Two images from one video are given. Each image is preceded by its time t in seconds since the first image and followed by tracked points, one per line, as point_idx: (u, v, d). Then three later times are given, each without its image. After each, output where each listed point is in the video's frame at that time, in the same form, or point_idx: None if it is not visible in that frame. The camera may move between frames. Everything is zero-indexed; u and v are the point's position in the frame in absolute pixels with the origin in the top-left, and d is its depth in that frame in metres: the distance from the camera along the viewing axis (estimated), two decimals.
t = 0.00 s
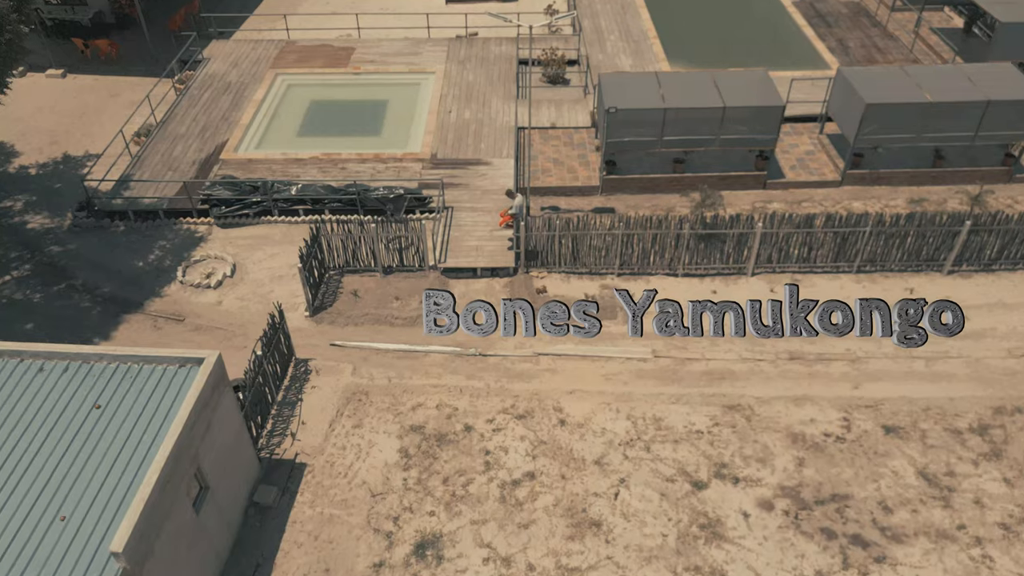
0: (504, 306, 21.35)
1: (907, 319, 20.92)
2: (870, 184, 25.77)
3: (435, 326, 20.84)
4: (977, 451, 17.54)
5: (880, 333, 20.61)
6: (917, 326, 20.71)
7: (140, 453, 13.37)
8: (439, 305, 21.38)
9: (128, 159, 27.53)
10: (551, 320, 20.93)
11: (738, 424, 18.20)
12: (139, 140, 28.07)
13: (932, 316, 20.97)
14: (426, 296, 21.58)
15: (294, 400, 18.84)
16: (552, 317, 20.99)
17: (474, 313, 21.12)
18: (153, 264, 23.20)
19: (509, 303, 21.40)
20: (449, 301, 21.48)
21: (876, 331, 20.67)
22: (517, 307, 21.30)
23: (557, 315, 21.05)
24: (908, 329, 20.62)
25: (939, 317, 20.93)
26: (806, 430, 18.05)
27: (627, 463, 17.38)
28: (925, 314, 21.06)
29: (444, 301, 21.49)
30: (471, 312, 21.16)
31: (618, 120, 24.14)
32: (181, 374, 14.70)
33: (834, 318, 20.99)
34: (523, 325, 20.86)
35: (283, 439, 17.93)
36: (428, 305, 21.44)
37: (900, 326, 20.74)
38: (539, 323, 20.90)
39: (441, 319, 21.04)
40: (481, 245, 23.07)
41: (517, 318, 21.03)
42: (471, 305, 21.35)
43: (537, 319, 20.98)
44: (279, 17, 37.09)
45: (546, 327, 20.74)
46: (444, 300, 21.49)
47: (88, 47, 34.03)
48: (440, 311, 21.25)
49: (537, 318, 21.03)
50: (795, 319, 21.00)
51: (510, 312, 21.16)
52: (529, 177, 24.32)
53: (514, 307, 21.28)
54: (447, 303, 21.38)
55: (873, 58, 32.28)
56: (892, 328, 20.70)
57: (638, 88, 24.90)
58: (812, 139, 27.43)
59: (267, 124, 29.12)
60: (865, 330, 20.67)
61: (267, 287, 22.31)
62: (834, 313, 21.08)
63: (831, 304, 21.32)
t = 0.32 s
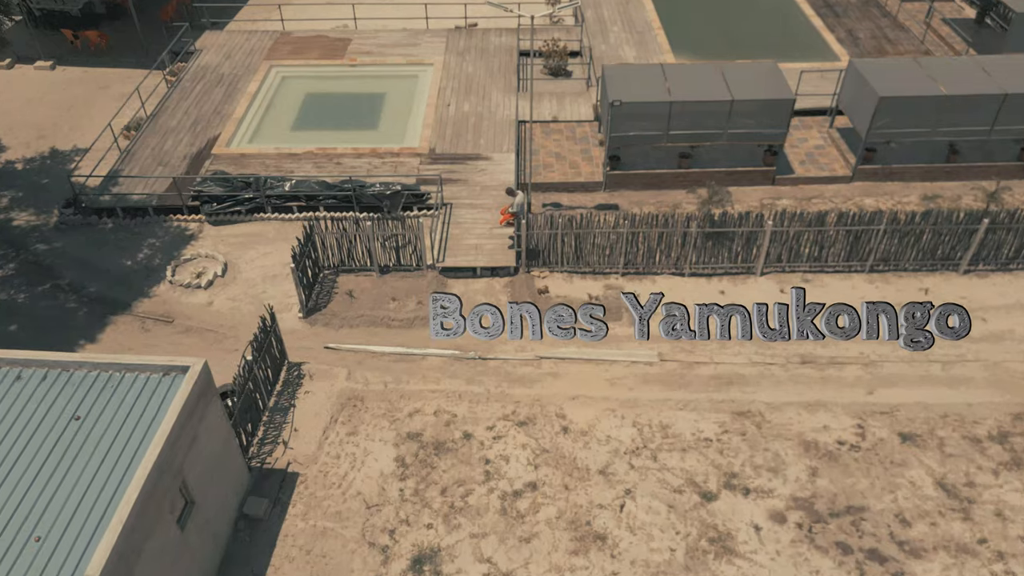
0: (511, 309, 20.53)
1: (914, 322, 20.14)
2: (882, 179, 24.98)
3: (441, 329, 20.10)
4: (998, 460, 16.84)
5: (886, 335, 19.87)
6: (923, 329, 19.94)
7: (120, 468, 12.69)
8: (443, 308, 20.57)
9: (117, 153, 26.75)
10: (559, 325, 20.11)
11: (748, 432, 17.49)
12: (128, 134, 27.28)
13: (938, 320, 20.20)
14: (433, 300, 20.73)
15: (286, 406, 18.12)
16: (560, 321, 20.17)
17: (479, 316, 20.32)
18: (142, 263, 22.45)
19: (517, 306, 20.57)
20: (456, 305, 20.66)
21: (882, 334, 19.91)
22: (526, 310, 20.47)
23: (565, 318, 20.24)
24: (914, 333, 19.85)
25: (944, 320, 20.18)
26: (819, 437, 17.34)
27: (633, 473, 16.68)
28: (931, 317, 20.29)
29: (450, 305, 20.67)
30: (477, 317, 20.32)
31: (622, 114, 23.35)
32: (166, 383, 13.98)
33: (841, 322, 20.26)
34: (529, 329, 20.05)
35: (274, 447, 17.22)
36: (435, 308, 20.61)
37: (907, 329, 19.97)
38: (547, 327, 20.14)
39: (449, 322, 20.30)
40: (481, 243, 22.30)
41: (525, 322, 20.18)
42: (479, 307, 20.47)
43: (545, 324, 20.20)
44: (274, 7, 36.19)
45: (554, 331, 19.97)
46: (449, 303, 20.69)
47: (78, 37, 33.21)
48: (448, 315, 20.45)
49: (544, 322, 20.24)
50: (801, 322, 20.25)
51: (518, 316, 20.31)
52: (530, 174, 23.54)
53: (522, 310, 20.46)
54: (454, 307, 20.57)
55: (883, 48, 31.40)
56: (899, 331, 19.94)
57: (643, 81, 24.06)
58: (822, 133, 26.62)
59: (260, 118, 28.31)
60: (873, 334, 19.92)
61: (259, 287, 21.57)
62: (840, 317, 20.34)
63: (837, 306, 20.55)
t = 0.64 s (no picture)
0: (517, 312, 19.66)
1: (921, 325, 19.33)
2: (899, 174, 23.99)
3: (445, 332, 19.25)
4: None
5: (892, 339, 19.07)
6: (930, 333, 19.13)
7: (93, 493, 11.81)
8: (447, 312, 19.71)
9: (102, 147, 25.73)
10: (567, 327, 19.28)
11: (762, 444, 16.59)
12: (113, 127, 26.25)
13: (944, 322, 19.37)
14: (439, 302, 19.86)
15: (276, 417, 17.22)
16: (568, 323, 19.35)
17: (483, 319, 19.48)
18: (126, 264, 21.49)
19: (524, 309, 19.69)
20: (464, 307, 19.82)
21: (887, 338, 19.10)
22: (533, 314, 19.58)
23: (573, 321, 19.40)
24: (920, 337, 19.05)
25: (950, 323, 19.34)
26: (837, 450, 16.45)
27: (641, 488, 15.80)
28: (938, 320, 19.44)
29: (457, 306, 19.85)
30: (483, 319, 19.48)
31: (629, 106, 22.32)
32: (143, 400, 13.06)
33: (848, 325, 19.41)
34: (536, 331, 19.24)
35: (263, 461, 16.34)
36: (441, 311, 19.77)
37: (913, 333, 19.16)
38: (555, 330, 19.25)
39: (455, 326, 19.38)
40: (480, 242, 21.31)
41: (533, 325, 19.37)
42: (485, 310, 19.68)
43: (553, 327, 19.31)
44: None
45: (562, 334, 19.10)
46: (454, 306, 19.83)
47: (64, 26, 32.15)
48: (455, 318, 19.57)
49: (551, 324, 19.37)
50: (807, 325, 19.39)
51: (525, 320, 19.47)
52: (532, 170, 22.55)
53: (529, 313, 19.59)
54: (462, 310, 19.71)
55: (897, 37, 30.29)
56: (906, 335, 19.13)
57: (650, 71, 23.02)
58: (836, 126, 25.60)
59: (252, 110, 27.24)
60: (881, 338, 19.09)
61: (249, 289, 20.61)
62: (848, 319, 19.50)
63: (843, 310, 19.70)
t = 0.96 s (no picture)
0: (523, 315, 18.65)
1: (927, 328, 18.41)
2: (917, 169, 22.97)
3: (451, 333, 18.41)
4: None
5: (899, 342, 18.16)
6: (937, 336, 18.22)
7: (61, 527, 10.88)
8: (453, 316, 18.78)
9: (84, 141, 24.64)
10: (574, 330, 18.36)
11: (779, 459, 15.68)
12: (96, 119, 25.16)
13: (950, 325, 18.45)
14: (445, 305, 18.92)
15: (264, 430, 16.28)
16: (574, 327, 18.40)
17: (488, 322, 18.54)
18: (109, 265, 20.48)
19: (530, 312, 18.70)
20: (470, 309, 18.83)
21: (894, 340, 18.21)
22: (539, 317, 18.61)
23: (579, 325, 18.45)
24: (927, 339, 18.18)
25: (957, 326, 18.43)
26: (858, 466, 15.56)
27: (651, 508, 14.90)
28: (945, 323, 18.50)
29: (463, 309, 18.87)
30: (488, 323, 18.53)
31: (635, 98, 21.26)
32: (117, 422, 12.10)
33: (854, 327, 18.53)
34: (542, 335, 18.30)
35: (250, 478, 15.43)
36: (448, 314, 18.84)
37: (919, 335, 18.27)
38: (560, 332, 18.38)
39: (462, 328, 18.50)
40: (480, 242, 20.32)
41: (539, 328, 18.43)
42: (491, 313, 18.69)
43: (559, 330, 18.39)
44: None
45: (568, 336, 18.26)
46: (459, 309, 18.86)
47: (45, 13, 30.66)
48: (461, 321, 18.66)
49: (557, 328, 18.44)
50: (813, 325, 18.52)
51: (532, 323, 18.50)
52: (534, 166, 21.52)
53: (536, 317, 18.60)
54: (468, 313, 18.73)
55: (912, 24, 29.12)
56: (913, 337, 18.24)
57: (658, 61, 21.90)
58: (850, 117, 24.54)
59: (241, 101, 26.12)
60: (889, 339, 18.22)
61: (237, 291, 19.62)
62: (854, 323, 18.56)
63: (850, 312, 18.70)
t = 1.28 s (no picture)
0: (534, 333, 17.34)
1: (939, 345, 17.17)
2: (938, 162, 21.91)
3: (462, 351, 17.21)
4: None
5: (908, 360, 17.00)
6: (948, 354, 17.03)
7: (23, 569, 9.89)
8: (463, 333, 17.47)
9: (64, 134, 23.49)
10: (587, 348, 17.18)
11: (799, 477, 14.75)
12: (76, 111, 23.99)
13: (963, 342, 17.22)
14: (456, 322, 17.57)
15: (251, 447, 15.31)
16: (586, 345, 17.21)
17: (499, 340, 17.26)
18: (87, 267, 19.42)
19: (542, 329, 17.38)
20: (482, 326, 17.51)
21: (903, 358, 17.04)
22: (551, 334, 17.30)
23: (592, 342, 17.25)
24: (938, 357, 16.99)
25: (969, 343, 17.21)
26: (883, 484, 14.63)
27: (664, 531, 13.96)
28: (957, 339, 17.26)
29: (475, 325, 17.54)
30: (500, 341, 17.25)
31: (643, 89, 20.13)
32: (86, 451, 11.10)
33: (865, 343, 17.26)
34: (555, 353, 17.11)
35: (236, 500, 14.47)
36: (458, 331, 17.53)
37: (929, 352, 17.07)
38: (573, 350, 17.18)
39: (473, 345, 17.27)
40: (480, 242, 19.27)
41: (551, 346, 17.20)
42: (502, 331, 17.38)
43: (571, 349, 17.19)
44: None
45: (579, 354, 17.10)
46: (469, 325, 17.54)
47: None
48: (473, 338, 17.39)
49: (569, 346, 17.23)
50: (825, 342, 17.26)
51: (544, 342, 17.23)
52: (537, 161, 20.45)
53: (548, 334, 17.30)
54: (480, 330, 17.43)
55: (929, 8, 27.92)
56: (922, 354, 17.05)
57: (667, 49, 20.76)
58: (867, 108, 23.45)
59: (228, 91, 24.96)
60: (899, 357, 17.05)
61: (223, 295, 18.59)
62: (866, 340, 17.26)
63: (861, 331, 17.36)
